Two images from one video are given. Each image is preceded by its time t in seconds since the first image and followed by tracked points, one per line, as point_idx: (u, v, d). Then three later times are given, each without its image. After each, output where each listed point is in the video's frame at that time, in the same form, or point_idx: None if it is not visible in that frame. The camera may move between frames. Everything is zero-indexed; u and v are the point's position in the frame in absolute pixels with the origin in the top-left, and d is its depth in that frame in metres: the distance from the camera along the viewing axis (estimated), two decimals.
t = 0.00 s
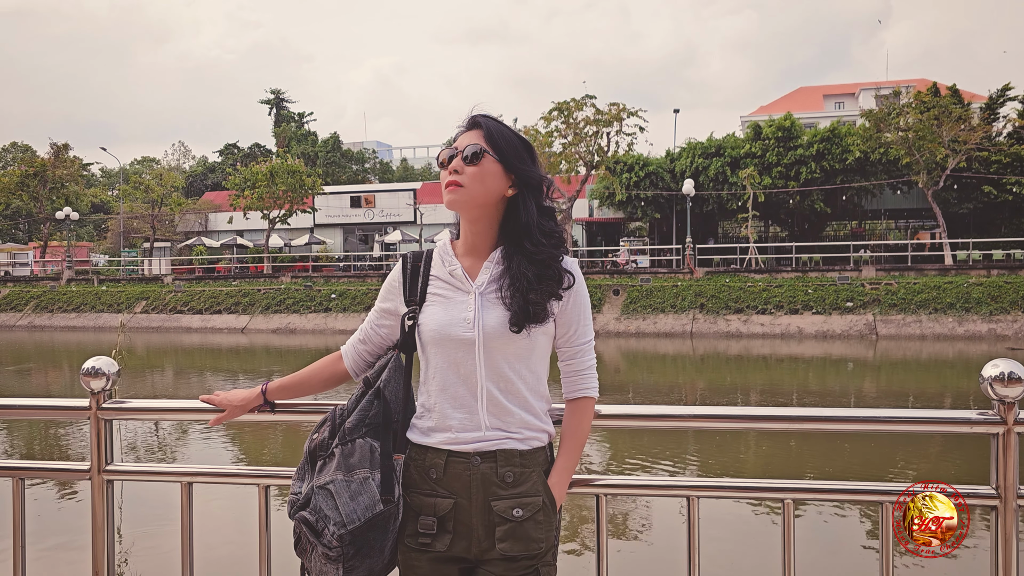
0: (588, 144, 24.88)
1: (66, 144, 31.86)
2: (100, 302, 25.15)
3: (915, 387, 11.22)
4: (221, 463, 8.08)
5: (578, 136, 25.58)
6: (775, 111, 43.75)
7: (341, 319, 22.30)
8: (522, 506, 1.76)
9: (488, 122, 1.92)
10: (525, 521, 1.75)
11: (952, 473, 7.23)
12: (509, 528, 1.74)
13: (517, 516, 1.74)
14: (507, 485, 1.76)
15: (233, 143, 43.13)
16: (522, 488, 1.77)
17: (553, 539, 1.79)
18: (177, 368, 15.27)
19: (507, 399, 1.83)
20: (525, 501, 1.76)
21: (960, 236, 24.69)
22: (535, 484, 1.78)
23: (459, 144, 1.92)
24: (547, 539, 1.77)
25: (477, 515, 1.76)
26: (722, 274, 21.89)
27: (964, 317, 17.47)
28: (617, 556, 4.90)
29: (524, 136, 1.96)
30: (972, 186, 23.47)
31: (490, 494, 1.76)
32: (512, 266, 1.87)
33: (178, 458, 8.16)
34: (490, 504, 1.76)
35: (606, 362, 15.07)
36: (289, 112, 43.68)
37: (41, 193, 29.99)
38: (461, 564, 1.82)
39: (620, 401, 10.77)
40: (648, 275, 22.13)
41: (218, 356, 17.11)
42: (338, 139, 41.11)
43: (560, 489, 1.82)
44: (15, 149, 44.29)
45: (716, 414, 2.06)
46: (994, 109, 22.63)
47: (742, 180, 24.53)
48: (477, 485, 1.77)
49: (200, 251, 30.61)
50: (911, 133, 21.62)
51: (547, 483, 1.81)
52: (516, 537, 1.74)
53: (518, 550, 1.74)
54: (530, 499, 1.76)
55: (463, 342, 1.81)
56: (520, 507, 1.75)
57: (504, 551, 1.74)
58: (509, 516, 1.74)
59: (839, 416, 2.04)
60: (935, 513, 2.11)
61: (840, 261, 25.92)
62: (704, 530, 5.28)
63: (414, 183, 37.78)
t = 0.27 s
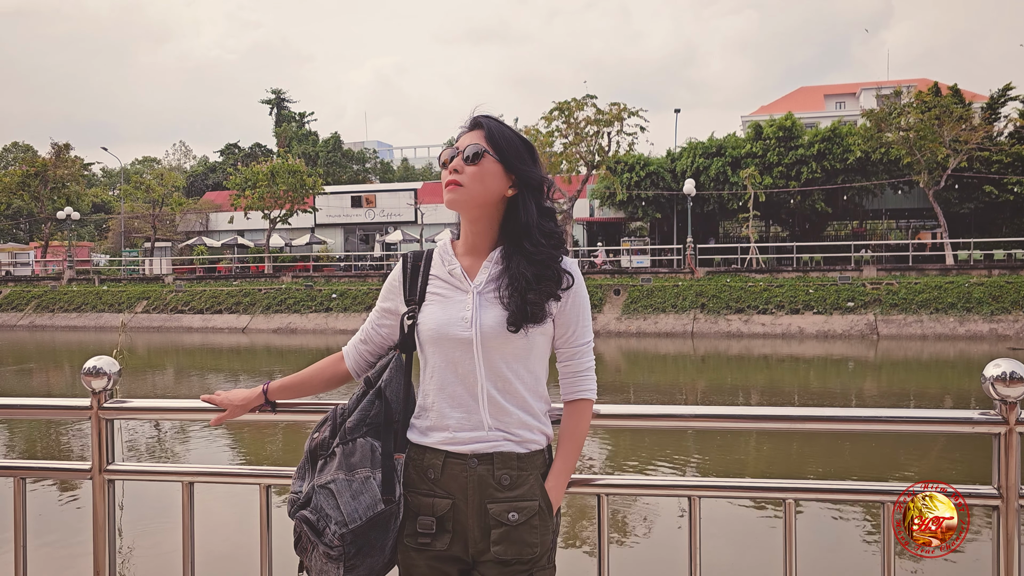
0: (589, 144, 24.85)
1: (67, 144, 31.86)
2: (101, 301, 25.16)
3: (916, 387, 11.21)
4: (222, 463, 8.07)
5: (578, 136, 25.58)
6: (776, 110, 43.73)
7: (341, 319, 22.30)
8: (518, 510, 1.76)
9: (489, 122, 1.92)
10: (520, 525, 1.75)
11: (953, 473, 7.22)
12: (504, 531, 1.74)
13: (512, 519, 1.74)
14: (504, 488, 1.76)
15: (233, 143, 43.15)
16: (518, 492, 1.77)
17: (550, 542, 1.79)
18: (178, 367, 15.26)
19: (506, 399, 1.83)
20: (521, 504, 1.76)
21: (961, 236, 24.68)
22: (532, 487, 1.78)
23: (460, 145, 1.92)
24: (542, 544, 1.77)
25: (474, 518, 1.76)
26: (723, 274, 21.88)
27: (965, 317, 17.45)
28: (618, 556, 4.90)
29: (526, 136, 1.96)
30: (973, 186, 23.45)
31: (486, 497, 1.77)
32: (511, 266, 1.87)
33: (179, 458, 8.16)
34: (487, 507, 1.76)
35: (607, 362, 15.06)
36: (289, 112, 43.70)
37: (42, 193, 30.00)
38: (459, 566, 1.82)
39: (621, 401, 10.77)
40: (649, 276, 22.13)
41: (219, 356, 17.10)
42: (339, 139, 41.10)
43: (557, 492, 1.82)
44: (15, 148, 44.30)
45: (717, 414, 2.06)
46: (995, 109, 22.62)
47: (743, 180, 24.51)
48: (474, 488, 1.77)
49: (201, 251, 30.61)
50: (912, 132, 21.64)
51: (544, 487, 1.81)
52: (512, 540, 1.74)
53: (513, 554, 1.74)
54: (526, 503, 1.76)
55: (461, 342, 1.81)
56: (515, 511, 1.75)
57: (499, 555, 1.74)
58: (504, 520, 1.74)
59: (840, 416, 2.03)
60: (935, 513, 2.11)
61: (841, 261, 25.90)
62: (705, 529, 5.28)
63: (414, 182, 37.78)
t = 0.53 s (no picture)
0: (590, 143, 24.83)
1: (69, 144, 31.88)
2: (103, 301, 25.16)
3: (917, 387, 11.20)
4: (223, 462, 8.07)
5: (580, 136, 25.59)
6: (777, 111, 43.73)
7: (343, 319, 22.31)
8: (518, 512, 1.76)
9: (485, 122, 1.92)
10: (520, 527, 1.75)
11: (954, 473, 7.21)
12: (505, 533, 1.74)
13: (513, 521, 1.74)
14: (505, 489, 1.77)
15: (235, 143, 43.16)
16: (518, 494, 1.77)
17: (550, 544, 1.79)
18: (179, 367, 15.26)
19: (506, 399, 1.83)
20: (522, 506, 1.76)
21: (963, 236, 24.65)
22: (533, 489, 1.78)
23: (458, 144, 1.93)
24: (543, 546, 1.76)
25: (475, 520, 1.77)
26: (724, 274, 21.86)
27: (966, 317, 17.44)
28: (619, 556, 4.90)
29: (524, 135, 1.96)
30: (974, 186, 23.42)
31: (487, 498, 1.77)
32: (509, 265, 1.87)
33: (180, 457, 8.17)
34: (487, 507, 1.76)
35: (608, 361, 15.05)
36: (291, 112, 43.72)
37: (43, 193, 30.01)
38: (462, 566, 1.83)
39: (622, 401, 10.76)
40: (650, 275, 22.11)
41: (220, 355, 17.09)
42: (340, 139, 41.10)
43: (557, 494, 1.81)
44: (17, 148, 44.30)
45: (720, 414, 2.06)
46: (996, 109, 22.60)
47: (745, 180, 24.50)
48: (474, 489, 1.78)
49: (202, 251, 30.62)
50: (913, 132, 21.66)
51: (544, 488, 1.80)
52: (512, 541, 1.74)
53: (513, 556, 1.74)
54: (526, 505, 1.76)
55: (459, 340, 1.81)
56: (516, 513, 1.75)
57: (500, 556, 1.74)
58: (505, 521, 1.74)
59: (842, 416, 2.03)
60: (935, 513, 2.11)
61: (842, 260, 25.87)
62: (707, 529, 5.27)
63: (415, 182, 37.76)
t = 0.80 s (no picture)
0: (591, 143, 24.83)
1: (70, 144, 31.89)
2: (104, 301, 25.17)
3: (919, 387, 11.19)
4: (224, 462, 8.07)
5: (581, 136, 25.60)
6: (778, 110, 43.71)
7: (344, 319, 22.31)
8: (520, 511, 1.76)
9: (481, 122, 1.91)
10: (523, 526, 1.75)
11: (955, 473, 7.20)
12: (506, 532, 1.74)
13: (515, 520, 1.74)
14: (507, 488, 1.77)
15: (236, 143, 43.18)
16: (520, 493, 1.77)
17: (552, 543, 1.79)
18: (180, 367, 15.26)
19: (507, 399, 1.83)
20: (524, 504, 1.76)
21: (964, 236, 24.65)
22: (534, 488, 1.78)
23: (454, 146, 1.92)
24: (544, 545, 1.77)
25: (476, 519, 1.77)
26: (725, 274, 21.84)
27: (968, 317, 17.43)
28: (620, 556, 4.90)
29: (521, 133, 1.95)
30: (975, 186, 23.41)
31: (488, 497, 1.77)
32: (509, 265, 1.87)
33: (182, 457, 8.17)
34: (489, 506, 1.76)
35: (609, 361, 15.04)
36: (292, 112, 43.75)
37: (45, 193, 30.03)
38: (463, 565, 1.83)
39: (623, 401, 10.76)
40: (651, 276, 22.10)
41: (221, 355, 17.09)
42: (341, 139, 41.10)
43: (559, 493, 1.81)
44: (18, 148, 44.30)
45: (722, 412, 2.06)
46: (997, 108, 22.58)
47: (746, 180, 24.49)
48: (475, 487, 1.78)
49: (204, 251, 30.63)
50: (915, 132, 21.64)
51: (546, 487, 1.80)
52: (514, 541, 1.74)
53: (515, 554, 1.74)
54: (528, 504, 1.76)
55: (460, 339, 1.81)
56: (518, 512, 1.76)
57: (501, 555, 1.74)
58: (507, 520, 1.74)
59: (843, 415, 2.03)
60: (935, 512, 2.10)
61: (843, 260, 25.86)
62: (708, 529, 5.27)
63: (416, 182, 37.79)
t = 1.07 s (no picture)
0: (592, 143, 24.83)
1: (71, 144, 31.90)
2: (104, 301, 25.18)
3: (919, 387, 11.19)
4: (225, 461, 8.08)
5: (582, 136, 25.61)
6: (779, 110, 43.72)
7: (345, 318, 22.32)
8: (522, 511, 1.76)
9: (479, 123, 1.91)
10: (525, 526, 1.75)
11: (956, 473, 7.20)
12: (509, 531, 1.74)
13: (517, 519, 1.74)
14: (508, 488, 1.77)
15: (237, 143, 43.20)
16: (522, 492, 1.77)
17: (555, 542, 1.79)
18: (181, 367, 15.26)
19: (509, 399, 1.83)
20: (526, 504, 1.76)
21: (965, 236, 24.65)
22: (536, 488, 1.78)
23: (453, 147, 1.92)
24: (547, 545, 1.77)
25: (477, 518, 1.77)
26: (726, 274, 21.82)
27: (969, 317, 17.44)
28: (621, 556, 4.90)
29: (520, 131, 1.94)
30: (976, 186, 23.42)
31: (490, 497, 1.77)
32: (511, 265, 1.87)
33: (182, 457, 8.17)
34: (492, 506, 1.76)
35: (610, 362, 15.04)
36: (293, 112, 43.78)
37: (45, 193, 30.04)
38: (465, 564, 1.83)
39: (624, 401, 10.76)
40: (652, 276, 22.09)
41: (222, 355, 17.08)
42: (342, 139, 41.12)
43: (561, 493, 1.81)
44: (19, 149, 44.32)
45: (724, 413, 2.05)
46: (998, 108, 22.58)
47: (746, 180, 24.49)
48: (476, 487, 1.78)
49: (204, 250, 30.64)
50: (915, 132, 21.63)
51: (548, 487, 1.80)
52: (516, 540, 1.74)
53: (517, 554, 1.75)
54: (529, 504, 1.76)
55: (462, 339, 1.81)
56: (520, 512, 1.75)
57: (503, 555, 1.74)
58: (509, 520, 1.74)
59: (846, 416, 2.02)
60: (935, 513, 2.09)
61: (844, 261, 25.85)
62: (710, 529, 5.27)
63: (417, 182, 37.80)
